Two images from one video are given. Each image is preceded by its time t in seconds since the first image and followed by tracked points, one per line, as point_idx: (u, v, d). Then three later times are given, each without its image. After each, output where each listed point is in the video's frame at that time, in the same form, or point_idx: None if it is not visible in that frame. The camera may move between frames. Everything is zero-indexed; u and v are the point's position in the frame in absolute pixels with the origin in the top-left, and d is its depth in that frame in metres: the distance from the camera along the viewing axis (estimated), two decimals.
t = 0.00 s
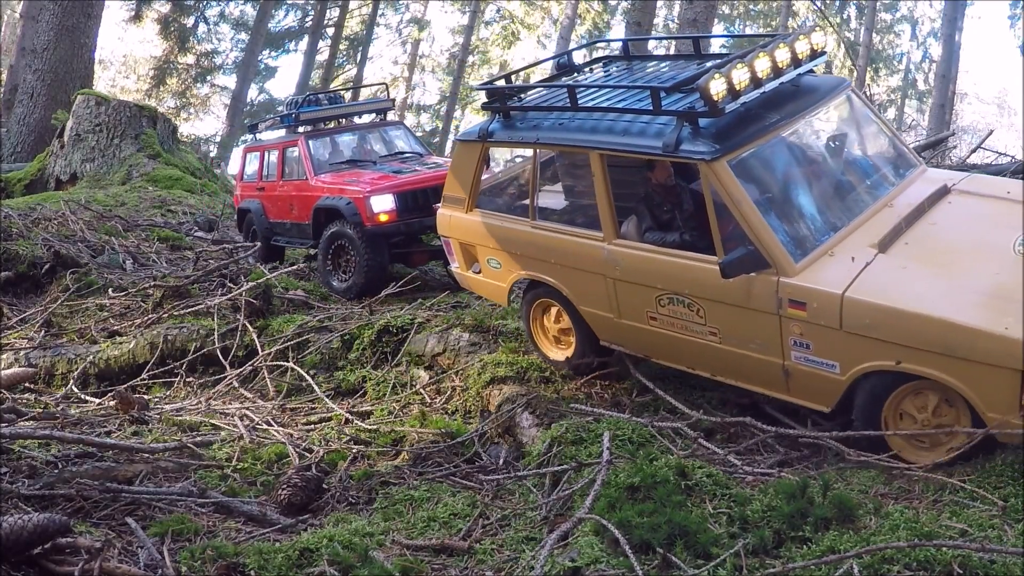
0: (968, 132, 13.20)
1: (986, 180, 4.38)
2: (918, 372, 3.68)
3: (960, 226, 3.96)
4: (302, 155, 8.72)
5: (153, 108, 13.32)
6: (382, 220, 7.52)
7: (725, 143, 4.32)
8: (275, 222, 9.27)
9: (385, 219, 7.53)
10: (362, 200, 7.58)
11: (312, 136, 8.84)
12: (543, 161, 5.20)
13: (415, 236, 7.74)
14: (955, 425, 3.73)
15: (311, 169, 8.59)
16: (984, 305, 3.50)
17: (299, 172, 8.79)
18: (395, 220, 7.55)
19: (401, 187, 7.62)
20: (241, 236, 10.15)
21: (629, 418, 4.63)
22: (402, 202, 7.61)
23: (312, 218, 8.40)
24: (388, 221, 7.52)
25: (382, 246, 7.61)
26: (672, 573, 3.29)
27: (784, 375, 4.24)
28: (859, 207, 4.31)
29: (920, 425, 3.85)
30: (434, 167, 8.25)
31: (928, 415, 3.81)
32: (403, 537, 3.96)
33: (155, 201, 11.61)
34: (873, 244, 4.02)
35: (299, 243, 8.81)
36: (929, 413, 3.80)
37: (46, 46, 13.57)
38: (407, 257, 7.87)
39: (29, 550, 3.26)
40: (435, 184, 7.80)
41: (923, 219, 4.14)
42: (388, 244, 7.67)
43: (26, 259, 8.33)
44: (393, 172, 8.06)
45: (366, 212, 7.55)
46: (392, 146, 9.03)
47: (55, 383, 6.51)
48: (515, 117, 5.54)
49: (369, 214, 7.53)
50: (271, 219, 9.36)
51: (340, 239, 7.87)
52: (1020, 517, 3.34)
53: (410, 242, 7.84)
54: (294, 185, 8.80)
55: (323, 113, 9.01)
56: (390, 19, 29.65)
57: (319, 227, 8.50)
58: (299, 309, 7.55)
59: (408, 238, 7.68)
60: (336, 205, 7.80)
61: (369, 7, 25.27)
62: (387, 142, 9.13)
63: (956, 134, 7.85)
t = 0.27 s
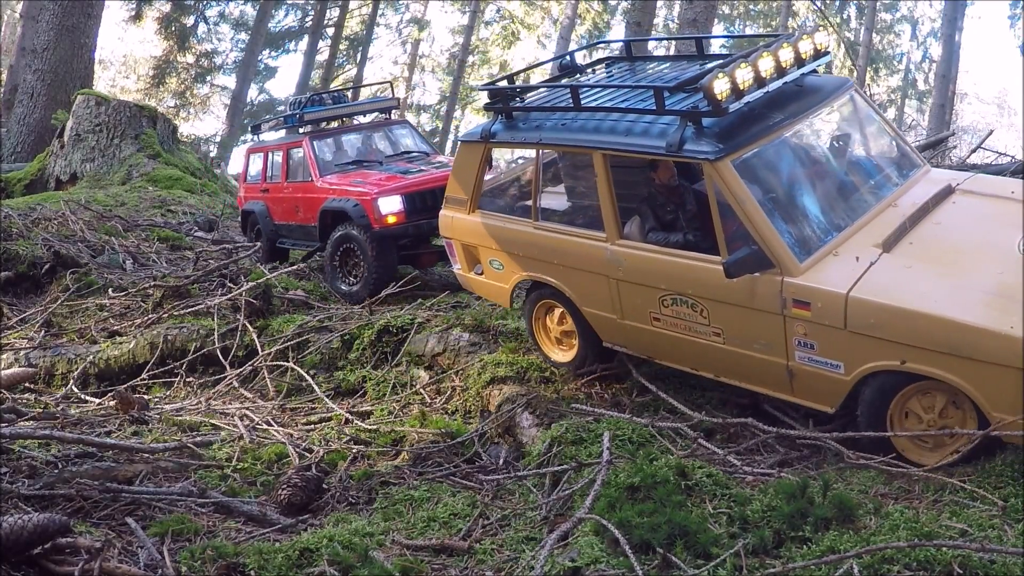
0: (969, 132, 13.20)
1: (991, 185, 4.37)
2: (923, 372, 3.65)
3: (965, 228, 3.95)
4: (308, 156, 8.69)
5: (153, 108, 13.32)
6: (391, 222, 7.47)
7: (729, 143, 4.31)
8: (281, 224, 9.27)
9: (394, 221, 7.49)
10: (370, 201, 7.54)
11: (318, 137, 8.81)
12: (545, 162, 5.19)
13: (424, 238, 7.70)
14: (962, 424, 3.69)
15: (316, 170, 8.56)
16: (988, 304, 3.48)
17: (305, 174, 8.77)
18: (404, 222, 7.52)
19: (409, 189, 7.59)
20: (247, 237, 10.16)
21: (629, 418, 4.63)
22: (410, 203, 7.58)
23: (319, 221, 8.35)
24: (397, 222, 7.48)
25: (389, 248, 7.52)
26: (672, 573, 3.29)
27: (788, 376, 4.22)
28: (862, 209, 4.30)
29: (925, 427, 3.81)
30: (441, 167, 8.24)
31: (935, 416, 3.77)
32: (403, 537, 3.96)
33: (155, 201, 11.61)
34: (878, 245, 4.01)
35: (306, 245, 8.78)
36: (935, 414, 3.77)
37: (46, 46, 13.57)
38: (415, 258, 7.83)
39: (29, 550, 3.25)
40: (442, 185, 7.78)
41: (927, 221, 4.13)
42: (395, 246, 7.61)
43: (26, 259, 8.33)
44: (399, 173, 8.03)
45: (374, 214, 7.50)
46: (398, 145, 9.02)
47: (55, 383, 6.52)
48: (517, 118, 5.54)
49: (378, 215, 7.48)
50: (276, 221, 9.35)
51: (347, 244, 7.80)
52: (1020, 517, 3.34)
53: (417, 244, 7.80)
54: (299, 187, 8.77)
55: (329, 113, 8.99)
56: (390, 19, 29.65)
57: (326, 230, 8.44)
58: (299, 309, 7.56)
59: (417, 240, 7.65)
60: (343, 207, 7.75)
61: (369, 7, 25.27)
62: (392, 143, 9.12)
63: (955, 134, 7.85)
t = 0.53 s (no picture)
0: (969, 132, 13.20)
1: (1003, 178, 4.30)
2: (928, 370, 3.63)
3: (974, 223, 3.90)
4: (317, 154, 8.68)
5: (153, 108, 13.32)
6: (402, 221, 7.47)
7: (732, 142, 4.32)
8: (287, 222, 9.29)
9: (405, 221, 7.49)
10: (381, 201, 7.54)
11: (327, 134, 8.80)
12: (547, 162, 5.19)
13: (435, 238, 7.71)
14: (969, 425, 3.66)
15: (325, 168, 8.55)
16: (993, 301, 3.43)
17: (313, 171, 8.76)
18: (415, 222, 7.51)
19: (420, 189, 7.59)
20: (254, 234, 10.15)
21: (629, 418, 4.63)
22: (421, 202, 7.58)
23: (327, 220, 8.35)
24: (408, 221, 7.48)
25: (400, 248, 7.57)
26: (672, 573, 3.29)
27: (793, 375, 4.21)
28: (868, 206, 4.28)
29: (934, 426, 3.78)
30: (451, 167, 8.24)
31: (943, 415, 3.75)
32: (403, 537, 3.96)
33: (155, 201, 11.61)
34: (883, 243, 3.98)
35: (313, 243, 8.76)
36: (944, 414, 3.74)
37: (46, 46, 13.57)
38: (425, 258, 7.86)
39: (29, 550, 3.25)
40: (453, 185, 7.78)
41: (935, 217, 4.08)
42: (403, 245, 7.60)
43: (26, 259, 8.33)
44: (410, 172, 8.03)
45: (385, 213, 7.50)
46: (408, 144, 8.99)
47: (55, 383, 6.52)
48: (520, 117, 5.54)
49: (389, 214, 7.49)
50: (283, 219, 9.35)
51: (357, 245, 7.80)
52: (1020, 517, 3.35)
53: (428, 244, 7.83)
54: (307, 185, 8.77)
55: (336, 110, 8.96)
56: (390, 19, 29.64)
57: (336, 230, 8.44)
58: (298, 309, 7.56)
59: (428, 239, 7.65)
60: (353, 206, 7.75)
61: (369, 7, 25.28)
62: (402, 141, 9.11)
63: (955, 134, 7.85)
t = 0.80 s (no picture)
0: (969, 132, 13.21)
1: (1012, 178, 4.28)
2: (947, 367, 3.56)
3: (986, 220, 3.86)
4: (326, 154, 8.62)
5: (153, 108, 13.32)
6: (416, 223, 7.45)
7: (742, 139, 4.29)
8: (293, 222, 9.30)
9: (418, 222, 7.46)
10: (394, 202, 7.52)
11: (336, 134, 8.76)
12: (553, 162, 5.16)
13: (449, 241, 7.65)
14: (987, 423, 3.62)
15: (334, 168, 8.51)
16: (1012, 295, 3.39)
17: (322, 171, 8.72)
18: (428, 224, 7.49)
19: (433, 190, 7.56)
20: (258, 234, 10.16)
21: (629, 418, 4.63)
22: (435, 204, 7.55)
23: (336, 220, 8.32)
24: (421, 223, 7.45)
25: (412, 250, 7.53)
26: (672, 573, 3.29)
27: (805, 375, 4.16)
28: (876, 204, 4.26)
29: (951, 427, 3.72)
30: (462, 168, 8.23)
31: (963, 415, 3.68)
32: (403, 537, 3.96)
33: (155, 201, 11.61)
34: (894, 240, 3.93)
35: (322, 246, 8.76)
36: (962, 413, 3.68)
37: (46, 46, 13.57)
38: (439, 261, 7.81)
39: (29, 550, 3.25)
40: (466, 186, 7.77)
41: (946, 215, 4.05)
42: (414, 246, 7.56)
43: (26, 259, 8.33)
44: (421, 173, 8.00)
45: (399, 215, 7.47)
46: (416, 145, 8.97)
47: (55, 383, 6.52)
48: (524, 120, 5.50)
49: (403, 216, 7.46)
50: (289, 219, 9.36)
51: (366, 248, 7.80)
52: (1020, 517, 3.35)
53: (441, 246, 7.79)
54: (316, 185, 8.74)
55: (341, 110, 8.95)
56: (390, 19, 29.64)
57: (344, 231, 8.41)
58: (298, 309, 7.56)
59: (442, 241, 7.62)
60: (365, 207, 7.71)
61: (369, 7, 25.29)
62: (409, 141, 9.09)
63: (955, 134, 7.85)
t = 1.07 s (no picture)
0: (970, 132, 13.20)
1: None
2: (974, 363, 3.53)
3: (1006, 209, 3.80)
4: (326, 153, 8.62)
5: (153, 108, 13.33)
6: (416, 223, 7.46)
7: (754, 139, 4.25)
8: (292, 221, 9.30)
9: (417, 223, 7.48)
10: (394, 203, 7.53)
11: (336, 134, 8.77)
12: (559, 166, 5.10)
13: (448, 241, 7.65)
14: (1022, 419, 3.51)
15: (334, 168, 8.51)
16: None
17: (321, 171, 8.73)
18: (428, 223, 7.50)
19: (433, 189, 7.57)
20: (257, 234, 10.15)
21: (629, 418, 4.63)
22: (435, 204, 7.56)
23: (336, 220, 8.33)
24: (421, 223, 7.46)
25: (411, 249, 7.53)
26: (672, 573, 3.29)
27: (829, 376, 4.11)
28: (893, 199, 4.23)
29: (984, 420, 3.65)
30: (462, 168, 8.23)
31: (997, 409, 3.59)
32: (403, 537, 3.96)
33: (155, 201, 11.61)
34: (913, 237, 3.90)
35: (322, 246, 8.76)
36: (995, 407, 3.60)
37: (46, 46, 13.57)
38: (438, 261, 7.83)
39: (29, 550, 3.25)
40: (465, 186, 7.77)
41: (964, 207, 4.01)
42: (415, 245, 7.57)
43: (26, 259, 8.32)
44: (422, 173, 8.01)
45: (399, 215, 7.49)
46: (417, 146, 8.97)
47: (55, 383, 6.52)
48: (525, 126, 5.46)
49: (402, 216, 7.48)
50: (289, 219, 9.35)
51: (365, 249, 7.80)
52: (1020, 517, 3.35)
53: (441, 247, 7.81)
54: (316, 185, 8.74)
55: (341, 110, 8.95)
56: (390, 19, 29.64)
57: (344, 231, 8.42)
58: (298, 309, 7.57)
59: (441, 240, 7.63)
60: (365, 207, 7.74)
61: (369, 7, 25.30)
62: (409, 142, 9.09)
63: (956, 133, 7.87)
